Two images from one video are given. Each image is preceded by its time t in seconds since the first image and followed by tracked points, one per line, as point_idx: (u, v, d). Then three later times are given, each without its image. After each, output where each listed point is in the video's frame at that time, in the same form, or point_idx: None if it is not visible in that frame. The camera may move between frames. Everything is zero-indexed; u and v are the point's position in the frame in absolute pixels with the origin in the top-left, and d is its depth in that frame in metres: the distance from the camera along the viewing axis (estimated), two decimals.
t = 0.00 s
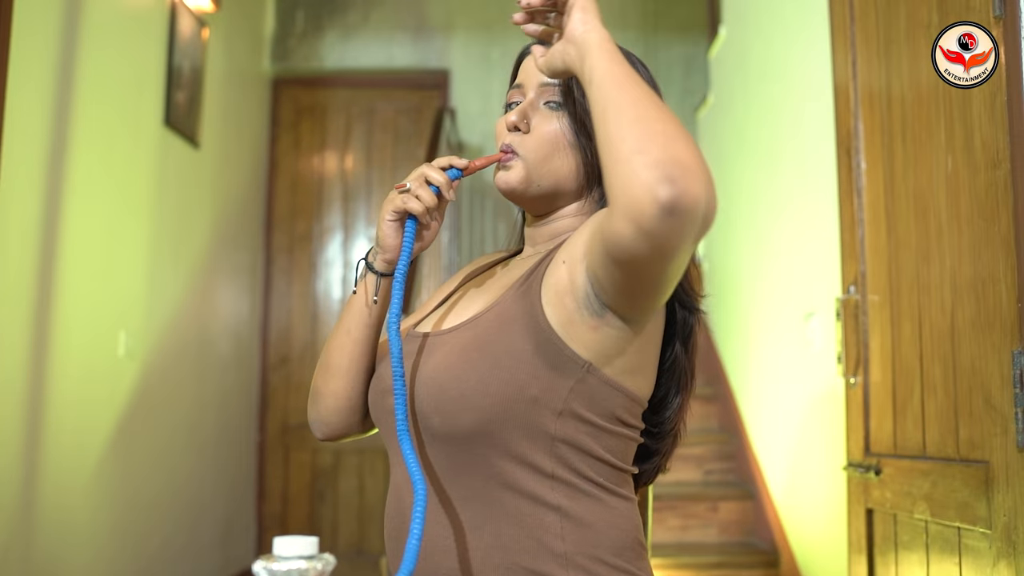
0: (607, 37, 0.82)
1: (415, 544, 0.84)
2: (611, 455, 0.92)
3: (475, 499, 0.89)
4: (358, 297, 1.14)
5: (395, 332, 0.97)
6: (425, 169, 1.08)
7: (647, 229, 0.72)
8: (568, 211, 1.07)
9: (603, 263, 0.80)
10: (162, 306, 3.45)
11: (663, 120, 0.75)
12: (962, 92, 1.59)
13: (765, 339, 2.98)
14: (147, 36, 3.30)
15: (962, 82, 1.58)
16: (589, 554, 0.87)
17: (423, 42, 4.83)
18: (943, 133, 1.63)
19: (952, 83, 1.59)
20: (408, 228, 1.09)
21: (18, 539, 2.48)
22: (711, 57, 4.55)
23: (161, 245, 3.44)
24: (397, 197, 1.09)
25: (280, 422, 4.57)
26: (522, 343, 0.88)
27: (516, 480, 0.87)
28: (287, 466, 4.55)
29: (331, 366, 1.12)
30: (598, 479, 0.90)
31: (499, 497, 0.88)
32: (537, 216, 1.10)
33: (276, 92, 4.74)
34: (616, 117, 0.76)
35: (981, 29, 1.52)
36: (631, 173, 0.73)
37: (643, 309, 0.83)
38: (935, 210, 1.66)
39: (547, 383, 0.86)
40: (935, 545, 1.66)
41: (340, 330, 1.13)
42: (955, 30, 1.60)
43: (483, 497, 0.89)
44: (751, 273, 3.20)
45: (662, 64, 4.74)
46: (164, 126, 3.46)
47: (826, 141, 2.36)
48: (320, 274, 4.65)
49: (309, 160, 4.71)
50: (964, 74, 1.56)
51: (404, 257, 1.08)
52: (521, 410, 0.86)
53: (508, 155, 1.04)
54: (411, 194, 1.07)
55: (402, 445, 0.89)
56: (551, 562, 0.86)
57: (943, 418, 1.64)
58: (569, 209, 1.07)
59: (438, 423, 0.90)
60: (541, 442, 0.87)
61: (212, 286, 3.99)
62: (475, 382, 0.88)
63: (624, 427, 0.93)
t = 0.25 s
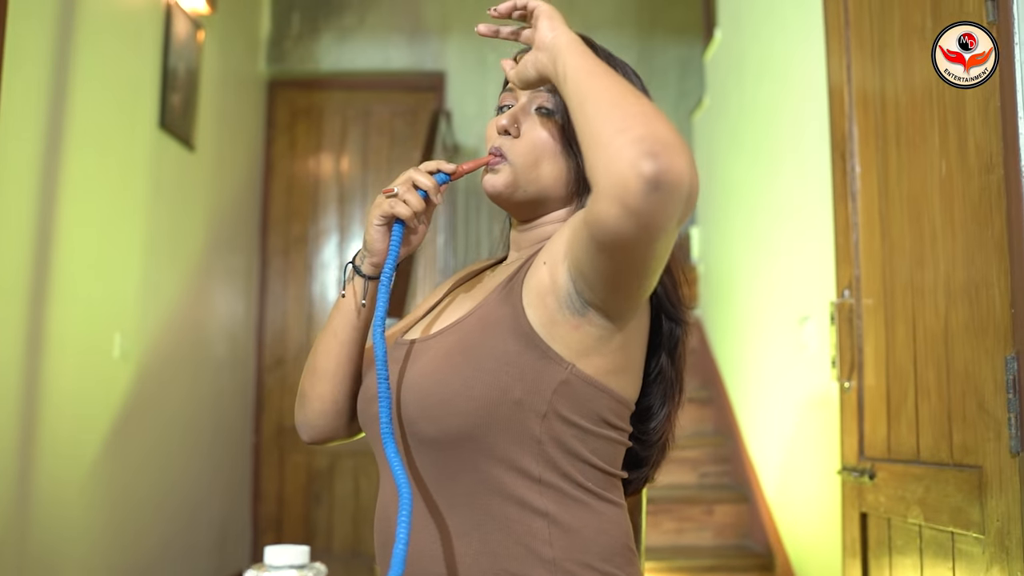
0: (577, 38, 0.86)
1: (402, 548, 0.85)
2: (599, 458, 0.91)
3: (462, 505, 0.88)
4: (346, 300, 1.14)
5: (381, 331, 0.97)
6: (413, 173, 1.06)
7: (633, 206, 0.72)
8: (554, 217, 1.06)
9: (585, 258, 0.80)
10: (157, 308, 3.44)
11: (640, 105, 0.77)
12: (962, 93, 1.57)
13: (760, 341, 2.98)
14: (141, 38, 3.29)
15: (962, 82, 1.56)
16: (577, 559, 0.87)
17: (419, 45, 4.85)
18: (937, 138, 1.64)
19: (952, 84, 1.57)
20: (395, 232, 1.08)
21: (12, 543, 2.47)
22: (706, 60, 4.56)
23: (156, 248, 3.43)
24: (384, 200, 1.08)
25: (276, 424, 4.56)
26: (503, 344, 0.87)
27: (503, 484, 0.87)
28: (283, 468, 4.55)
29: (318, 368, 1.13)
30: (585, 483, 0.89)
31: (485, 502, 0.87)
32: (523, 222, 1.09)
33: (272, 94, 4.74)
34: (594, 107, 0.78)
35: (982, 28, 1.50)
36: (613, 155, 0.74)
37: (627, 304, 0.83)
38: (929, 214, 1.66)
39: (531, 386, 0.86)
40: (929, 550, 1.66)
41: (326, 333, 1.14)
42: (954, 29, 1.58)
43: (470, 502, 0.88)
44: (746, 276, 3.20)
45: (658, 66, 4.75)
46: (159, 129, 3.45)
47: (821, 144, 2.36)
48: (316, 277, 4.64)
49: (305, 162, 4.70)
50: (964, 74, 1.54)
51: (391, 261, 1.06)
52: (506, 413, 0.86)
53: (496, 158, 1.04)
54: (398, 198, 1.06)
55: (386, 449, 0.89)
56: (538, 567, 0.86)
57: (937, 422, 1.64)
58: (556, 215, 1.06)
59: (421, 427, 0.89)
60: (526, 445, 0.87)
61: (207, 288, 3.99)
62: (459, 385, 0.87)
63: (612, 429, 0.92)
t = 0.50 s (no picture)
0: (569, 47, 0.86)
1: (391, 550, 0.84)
2: (585, 459, 0.90)
3: (449, 507, 0.88)
4: (330, 300, 1.13)
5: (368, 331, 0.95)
6: (397, 174, 1.04)
7: (630, 209, 0.72)
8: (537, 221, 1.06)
9: (572, 259, 0.80)
10: (149, 310, 3.44)
11: (635, 110, 0.78)
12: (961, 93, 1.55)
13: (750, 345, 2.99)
14: (133, 39, 3.29)
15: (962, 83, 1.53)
16: (564, 561, 0.86)
17: (411, 46, 4.84)
18: (927, 141, 1.64)
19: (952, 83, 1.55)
20: (382, 232, 1.06)
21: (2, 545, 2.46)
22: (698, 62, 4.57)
23: (148, 251, 3.44)
24: (370, 201, 1.06)
25: (268, 426, 4.56)
26: (488, 344, 0.87)
27: (489, 485, 0.86)
28: (275, 470, 4.55)
29: (302, 371, 1.11)
30: (571, 484, 0.89)
31: (471, 504, 0.87)
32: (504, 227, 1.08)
33: (264, 96, 4.73)
34: (589, 111, 0.78)
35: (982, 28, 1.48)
36: (610, 158, 0.74)
37: (609, 305, 0.83)
38: (920, 217, 1.67)
39: (514, 387, 0.85)
40: (919, 551, 1.67)
41: (310, 333, 1.12)
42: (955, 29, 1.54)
43: (456, 505, 0.87)
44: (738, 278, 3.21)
45: (650, 69, 4.76)
46: (151, 130, 3.45)
47: (811, 148, 2.37)
48: (307, 278, 4.65)
49: (297, 163, 4.70)
50: (964, 74, 1.51)
51: (378, 261, 1.05)
52: (489, 414, 0.85)
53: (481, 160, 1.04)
54: (383, 199, 1.05)
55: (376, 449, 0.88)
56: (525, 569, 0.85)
57: (927, 424, 1.65)
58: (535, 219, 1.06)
59: (406, 431, 0.89)
60: (511, 447, 0.86)
61: (199, 289, 3.99)
62: (442, 387, 0.87)
63: (597, 429, 0.91)
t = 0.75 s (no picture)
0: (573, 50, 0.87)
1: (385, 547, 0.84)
2: (574, 455, 0.91)
3: (439, 504, 0.88)
4: (318, 300, 1.08)
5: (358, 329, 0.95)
6: (385, 172, 0.99)
7: (636, 212, 0.73)
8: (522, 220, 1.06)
9: (567, 257, 0.80)
10: (140, 308, 3.44)
11: (644, 116, 0.78)
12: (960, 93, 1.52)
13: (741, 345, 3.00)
14: (125, 37, 3.29)
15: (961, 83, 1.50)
16: (553, 557, 0.86)
17: (402, 45, 4.84)
18: (917, 142, 1.65)
19: (952, 83, 1.52)
20: (369, 231, 1.01)
21: None
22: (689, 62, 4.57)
23: (139, 248, 3.43)
24: (356, 201, 1.01)
25: (259, 425, 4.56)
26: (478, 342, 0.87)
27: (478, 481, 0.86)
28: (265, 469, 4.54)
29: (290, 372, 1.06)
30: (560, 479, 0.89)
31: (460, 500, 0.87)
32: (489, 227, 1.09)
33: (255, 95, 4.73)
34: (596, 114, 0.79)
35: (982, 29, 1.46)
36: (619, 161, 0.74)
37: (599, 304, 0.84)
38: (909, 217, 1.68)
39: (502, 382, 0.86)
40: (907, 548, 1.68)
41: (297, 333, 1.07)
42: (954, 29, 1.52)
43: (446, 502, 0.88)
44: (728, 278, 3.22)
45: (641, 68, 4.77)
46: (142, 129, 3.45)
47: (802, 148, 2.38)
48: (298, 277, 4.64)
49: (288, 163, 4.70)
50: (964, 74, 1.48)
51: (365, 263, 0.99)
52: (478, 411, 0.85)
53: (467, 161, 1.04)
54: (371, 197, 0.99)
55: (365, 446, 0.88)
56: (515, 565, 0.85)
57: (916, 422, 1.66)
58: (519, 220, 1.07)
59: (395, 428, 0.89)
60: (500, 443, 0.86)
61: (190, 288, 3.98)
62: (431, 384, 0.87)
63: (585, 425, 0.92)
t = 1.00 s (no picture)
0: (576, 56, 0.88)
1: (373, 549, 0.84)
2: (561, 454, 0.91)
3: (427, 504, 0.88)
4: (304, 301, 1.07)
5: (343, 329, 0.94)
6: (372, 173, 0.98)
7: (649, 216, 0.73)
8: (507, 222, 1.07)
9: (564, 259, 0.80)
10: (127, 308, 3.43)
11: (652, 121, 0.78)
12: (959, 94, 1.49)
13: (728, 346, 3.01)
14: (112, 36, 3.28)
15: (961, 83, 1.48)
16: (541, 556, 0.87)
17: (390, 45, 4.84)
18: (903, 145, 1.67)
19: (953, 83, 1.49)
20: (355, 232, 0.99)
21: None
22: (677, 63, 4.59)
23: (126, 248, 3.43)
24: (342, 202, 1.00)
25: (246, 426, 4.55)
26: (466, 342, 0.87)
27: (466, 481, 0.87)
28: (252, 470, 4.54)
29: (275, 371, 1.06)
30: (547, 478, 0.89)
31: (449, 499, 0.87)
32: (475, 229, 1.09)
33: (243, 95, 4.72)
34: (605, 118, 0.79)
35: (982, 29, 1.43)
36: (632, 163, 0.74)
37: (590, 306, 0.84)
38: (896, 219, 1.69)
39: (491, 383, 0.86)
40: (892, 549, 1.70)
41: (282, 333, 1.07)
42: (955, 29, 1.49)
43: (434, 502, 0.88)
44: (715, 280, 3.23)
45: (629, 70, 4.77)
46: (129, 128, 3.44)
47: (789, 150, 2.39)
48: (285, 278, 4.64)
49: (275, 163, 4.69)
50: (964, 74, 1.46)
51: (351, 265, 0.98)
52: (466, 411, 0.86)
53: (452, 163, 1.04)
54: (357, 198, 0.98)
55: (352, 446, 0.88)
56: (503, 564, 0.86)
57: (901, 423, 1.67)
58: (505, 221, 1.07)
59: (384, 428, 0.89)
60: (489, 443, 0.86)
61: (177, 288, 3.97)
62: (420, 384, 0.87)
63: (572, 425, 0.92)
